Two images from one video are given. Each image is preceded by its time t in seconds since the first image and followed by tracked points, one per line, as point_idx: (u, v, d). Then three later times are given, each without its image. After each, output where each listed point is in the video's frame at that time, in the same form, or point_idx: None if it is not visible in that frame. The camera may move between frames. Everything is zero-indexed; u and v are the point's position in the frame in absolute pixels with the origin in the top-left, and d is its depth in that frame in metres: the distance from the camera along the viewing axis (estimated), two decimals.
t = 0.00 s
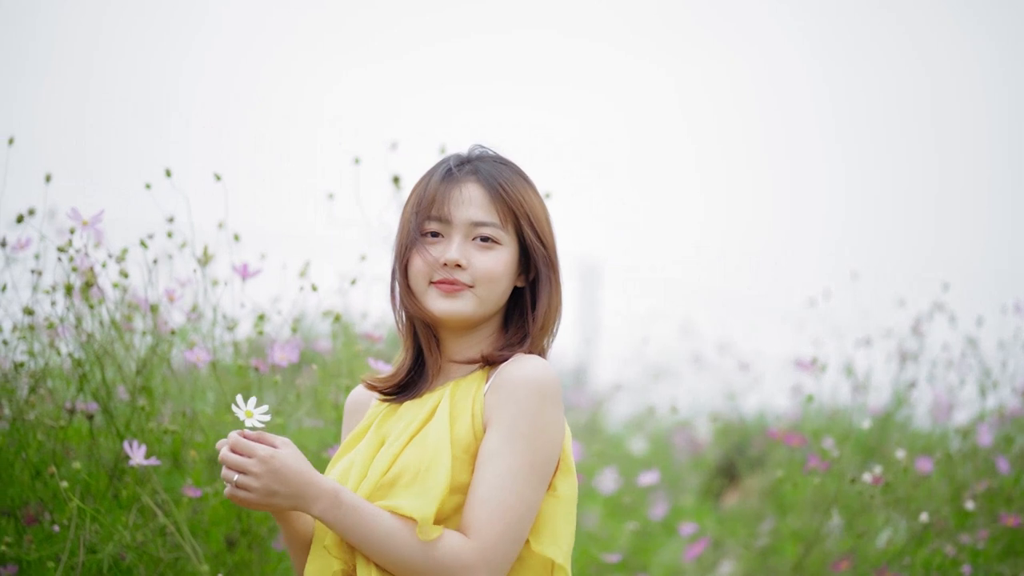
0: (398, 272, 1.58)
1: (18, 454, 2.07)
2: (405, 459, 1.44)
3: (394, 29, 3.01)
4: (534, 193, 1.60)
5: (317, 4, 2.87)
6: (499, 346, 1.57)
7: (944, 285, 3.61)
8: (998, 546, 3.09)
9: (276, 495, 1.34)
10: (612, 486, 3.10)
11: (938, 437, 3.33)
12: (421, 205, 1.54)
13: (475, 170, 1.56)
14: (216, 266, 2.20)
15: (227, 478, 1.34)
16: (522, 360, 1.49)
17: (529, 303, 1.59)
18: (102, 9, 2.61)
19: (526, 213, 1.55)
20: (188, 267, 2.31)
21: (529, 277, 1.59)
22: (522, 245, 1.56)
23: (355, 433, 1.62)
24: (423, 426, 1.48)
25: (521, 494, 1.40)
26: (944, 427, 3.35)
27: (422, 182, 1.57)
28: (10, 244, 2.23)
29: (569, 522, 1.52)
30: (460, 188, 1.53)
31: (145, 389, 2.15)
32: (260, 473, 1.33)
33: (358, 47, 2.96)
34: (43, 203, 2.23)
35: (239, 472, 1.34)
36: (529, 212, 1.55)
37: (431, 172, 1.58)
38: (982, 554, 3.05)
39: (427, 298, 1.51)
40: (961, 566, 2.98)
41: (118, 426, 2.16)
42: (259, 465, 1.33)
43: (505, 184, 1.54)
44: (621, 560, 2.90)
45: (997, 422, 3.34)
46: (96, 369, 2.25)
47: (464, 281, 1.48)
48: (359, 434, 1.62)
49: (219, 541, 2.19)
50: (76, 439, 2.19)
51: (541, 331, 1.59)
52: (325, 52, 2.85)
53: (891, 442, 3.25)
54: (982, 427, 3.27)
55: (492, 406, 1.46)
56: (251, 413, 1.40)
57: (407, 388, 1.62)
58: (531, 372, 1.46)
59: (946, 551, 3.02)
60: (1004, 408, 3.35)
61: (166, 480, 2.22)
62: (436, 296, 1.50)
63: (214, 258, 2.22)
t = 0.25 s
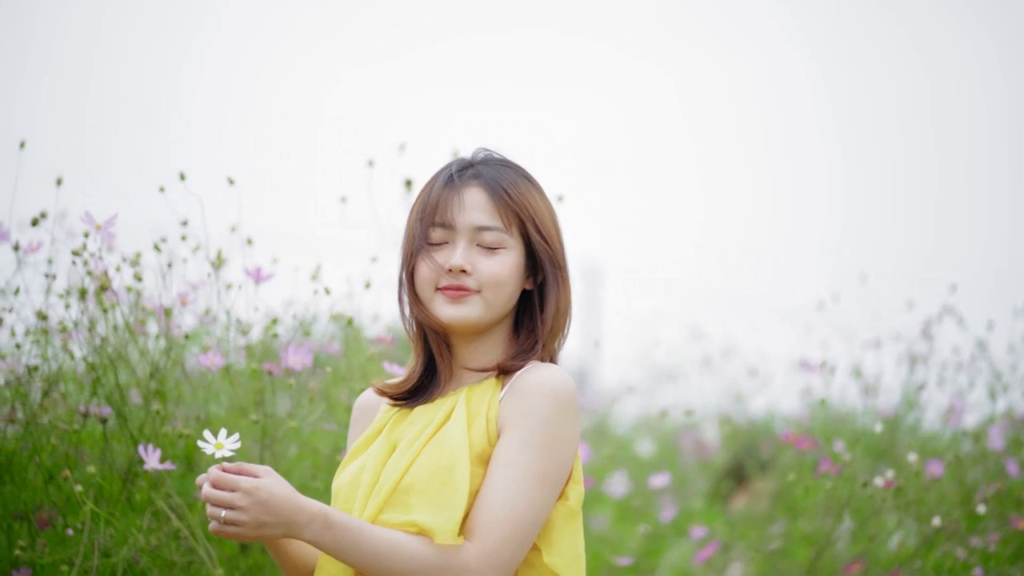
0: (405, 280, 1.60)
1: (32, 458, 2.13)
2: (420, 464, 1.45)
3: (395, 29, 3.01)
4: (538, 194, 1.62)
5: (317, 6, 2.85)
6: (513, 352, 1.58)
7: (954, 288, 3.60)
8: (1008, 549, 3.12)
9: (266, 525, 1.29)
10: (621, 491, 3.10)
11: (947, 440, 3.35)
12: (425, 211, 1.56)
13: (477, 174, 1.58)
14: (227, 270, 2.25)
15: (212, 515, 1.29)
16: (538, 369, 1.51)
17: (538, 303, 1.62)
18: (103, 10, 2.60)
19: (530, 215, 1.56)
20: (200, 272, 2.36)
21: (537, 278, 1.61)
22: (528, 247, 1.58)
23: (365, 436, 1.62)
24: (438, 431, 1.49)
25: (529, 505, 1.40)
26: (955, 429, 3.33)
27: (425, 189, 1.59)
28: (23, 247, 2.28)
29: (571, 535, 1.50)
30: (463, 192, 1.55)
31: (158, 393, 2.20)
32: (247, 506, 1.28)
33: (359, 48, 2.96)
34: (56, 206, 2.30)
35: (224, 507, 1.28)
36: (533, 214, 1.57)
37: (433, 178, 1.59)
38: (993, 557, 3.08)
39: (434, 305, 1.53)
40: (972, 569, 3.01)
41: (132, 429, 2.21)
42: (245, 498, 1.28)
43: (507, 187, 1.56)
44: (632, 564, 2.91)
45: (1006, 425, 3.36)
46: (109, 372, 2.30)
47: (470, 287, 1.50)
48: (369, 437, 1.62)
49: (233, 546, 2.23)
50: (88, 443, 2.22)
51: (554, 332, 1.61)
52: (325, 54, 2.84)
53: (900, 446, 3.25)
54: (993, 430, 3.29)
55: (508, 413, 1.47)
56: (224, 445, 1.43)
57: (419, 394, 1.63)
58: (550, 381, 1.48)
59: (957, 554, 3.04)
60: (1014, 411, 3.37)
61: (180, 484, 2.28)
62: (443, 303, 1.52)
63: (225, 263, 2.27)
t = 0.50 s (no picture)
0: (410, 287, 1.61)
1: (45, 460, 2.15)
2: (436, 470, 1.44)
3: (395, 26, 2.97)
4: (540, 191, 1.60)
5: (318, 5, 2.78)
6: (526, 359, 1.56)
7: (965, 287, 3.58)
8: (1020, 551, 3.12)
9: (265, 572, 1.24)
10: (631, 493, 3.09)
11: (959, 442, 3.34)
12: (424, 217, 1.56)
13: (475, 177, 1.57)
14: (240, 273, 2.29)
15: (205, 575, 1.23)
16: (555, 373, 1.50)
17: (545, 302, 1.58)
18: (102, 8, 2.57)
19: (529, 215, 1.55)
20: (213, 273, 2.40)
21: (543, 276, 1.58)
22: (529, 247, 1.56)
23: (376, 441, 1.60)
24: (452, 436, 1.48)
25: (544, 511, 1.39)
26: (968, 431, 3.32)
27: (425, 195, 1.59)
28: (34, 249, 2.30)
29: (581, 545, 1.51)
30: (460, 197, 1.55)
31: (171, 396, 2.22)
32: (241, 561, 1.23)
33: (358, 47, 2.93)
34: (67, 208, 2.33)
35: (216, 566, 1.23)
36: (533, 214, 1.55)
37: (432, 184, 1.59)
38: (1005, 560, 3.09)
39: (438, 312, 1.54)
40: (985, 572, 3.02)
41: (145, 432, 2.25)
42: (236, 554, 1.22)
43: (505, 187, 1.55)
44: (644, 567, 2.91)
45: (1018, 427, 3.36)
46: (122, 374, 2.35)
47: (471, 291, 1.50)
48: (380, 441, 1.60)
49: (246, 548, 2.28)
50: (100, 445, 2.25)
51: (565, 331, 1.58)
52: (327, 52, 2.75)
53: (911, 448, 3.25)
54: (1005, 431, 3.29)
55: (524, 418, 1.46)
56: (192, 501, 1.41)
57: (430, 399, 1.62)
58: (569, 386, 1.47)
59: (971, 556, 3.05)
60: None
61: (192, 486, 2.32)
62: (446, 309, 1.53)
63: (239, 265, 2.31)
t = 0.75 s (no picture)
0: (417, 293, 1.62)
1: (58, 461, 2.21)
2: (454, 471, 1.45)
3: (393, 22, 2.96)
4: (534, 185, 1.56)
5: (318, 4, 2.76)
6: (538, 361, 1.56)
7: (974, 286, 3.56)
8: None
9: None
10: (642, 493, 3.09)
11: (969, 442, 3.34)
12: (421, 225, 1.56)
13: (465, 180, 1.55)
14: (253, 274, 2.36)
15: None
16: (570, 375, 1.52)
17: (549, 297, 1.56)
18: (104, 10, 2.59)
19: (522, 213, 1.52)
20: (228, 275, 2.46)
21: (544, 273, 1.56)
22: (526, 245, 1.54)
23: (389, 441, 1.62)
24: (468, 437, 1.49)
25: (556, 511, 1.41)
26: (978, 431, 3.31)
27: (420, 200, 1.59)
28: (47, 249, 2.36)
29: (597, 542, 1.50)
30: (452, 201, 1.53)
31: (185, 398, 2.29)
32: None
33: (359, 47, 2.94)
34: (79, 210, 2.39)
35: None
36: (526, 212, 1.52)
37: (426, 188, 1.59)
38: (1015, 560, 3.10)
39: (441, 317, 1.55)
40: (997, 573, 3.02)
41: (160, 433, 2.32)
42: None
43: (494, 187, 1.52)
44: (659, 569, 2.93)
45: None
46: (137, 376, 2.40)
47: (469, 295, 1.50)
48: (394, 441, 1.62)
49: (261, 550, 2.36)
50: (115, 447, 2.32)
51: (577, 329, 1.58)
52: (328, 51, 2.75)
53: (921, 448, 3.25)
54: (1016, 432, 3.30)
55: (538, 418, 1.48)
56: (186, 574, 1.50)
57: (441, 399, 1.64)
58: (585, 388, 1.49)
59: (983, 557, 3.05)
60: None
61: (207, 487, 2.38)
62: (446, 314, 1.53)
63: (253, 266, 2.38)
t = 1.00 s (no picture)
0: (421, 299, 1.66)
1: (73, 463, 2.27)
2: (471, 472, 1.50)
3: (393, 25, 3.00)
4: (522, 182, 1.57)
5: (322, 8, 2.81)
6: (546, 360, 1.60)
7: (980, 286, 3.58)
8: None
9: None
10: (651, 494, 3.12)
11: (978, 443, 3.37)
12: (417, 231, 1.60)
13: (453, 184, 1.58)
14: (268, 275, 2.44)
15: None
16: (584, 374, 1.56)
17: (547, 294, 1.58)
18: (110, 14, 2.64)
19: (509, 211, 1.54)
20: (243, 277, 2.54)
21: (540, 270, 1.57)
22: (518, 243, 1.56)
23: (403, 441, 1.67)
24: (482, 438, 1.54)
25: (572, 517, 1.47)
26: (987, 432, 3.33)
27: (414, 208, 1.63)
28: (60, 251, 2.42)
29: (615, 541, 1.56)
30: (442, 205, 1.57)
31: (199, 398, 2.36)
32: None
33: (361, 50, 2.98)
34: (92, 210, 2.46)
35: None
36: (512, 210, 1.54)
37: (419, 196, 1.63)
38: None
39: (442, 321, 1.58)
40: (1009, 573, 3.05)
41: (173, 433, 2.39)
42: None
43: (482, 188, 1.55)
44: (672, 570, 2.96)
45: None
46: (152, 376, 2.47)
47: (465, 297, 1.53)
48: (407, 442, 1.68)
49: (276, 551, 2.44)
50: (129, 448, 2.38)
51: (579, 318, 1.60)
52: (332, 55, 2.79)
53: (931, 449, 3.27)
54: None
55: (553, 417, 1.53)
56: None
57: (452, 398, 1.70)
58: (600, 387, 1.54)
59: (995, 558, 3.08)
60: None
61: (222, 488, 2.44)
62: (446, 318, 1.56)
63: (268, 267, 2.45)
